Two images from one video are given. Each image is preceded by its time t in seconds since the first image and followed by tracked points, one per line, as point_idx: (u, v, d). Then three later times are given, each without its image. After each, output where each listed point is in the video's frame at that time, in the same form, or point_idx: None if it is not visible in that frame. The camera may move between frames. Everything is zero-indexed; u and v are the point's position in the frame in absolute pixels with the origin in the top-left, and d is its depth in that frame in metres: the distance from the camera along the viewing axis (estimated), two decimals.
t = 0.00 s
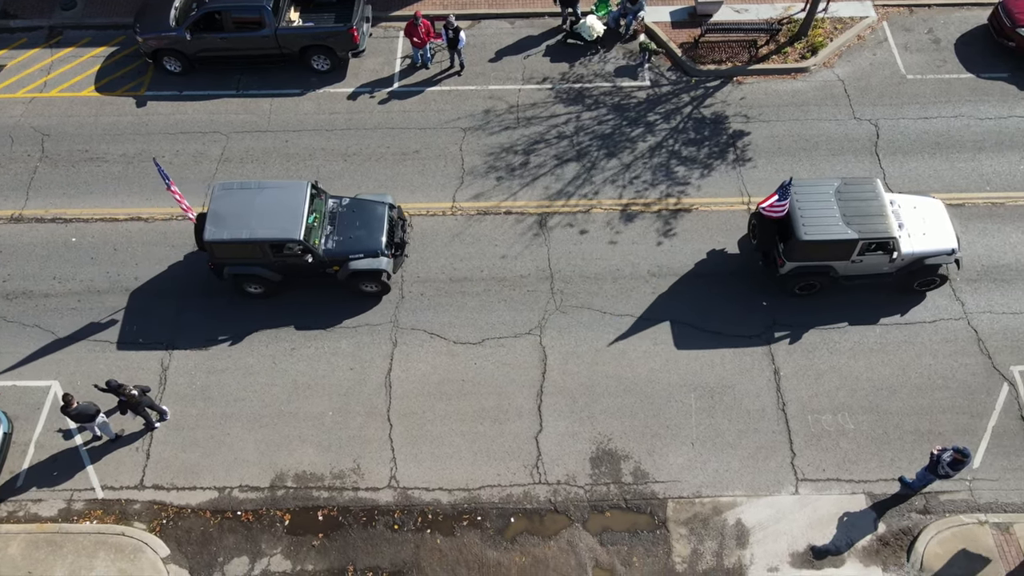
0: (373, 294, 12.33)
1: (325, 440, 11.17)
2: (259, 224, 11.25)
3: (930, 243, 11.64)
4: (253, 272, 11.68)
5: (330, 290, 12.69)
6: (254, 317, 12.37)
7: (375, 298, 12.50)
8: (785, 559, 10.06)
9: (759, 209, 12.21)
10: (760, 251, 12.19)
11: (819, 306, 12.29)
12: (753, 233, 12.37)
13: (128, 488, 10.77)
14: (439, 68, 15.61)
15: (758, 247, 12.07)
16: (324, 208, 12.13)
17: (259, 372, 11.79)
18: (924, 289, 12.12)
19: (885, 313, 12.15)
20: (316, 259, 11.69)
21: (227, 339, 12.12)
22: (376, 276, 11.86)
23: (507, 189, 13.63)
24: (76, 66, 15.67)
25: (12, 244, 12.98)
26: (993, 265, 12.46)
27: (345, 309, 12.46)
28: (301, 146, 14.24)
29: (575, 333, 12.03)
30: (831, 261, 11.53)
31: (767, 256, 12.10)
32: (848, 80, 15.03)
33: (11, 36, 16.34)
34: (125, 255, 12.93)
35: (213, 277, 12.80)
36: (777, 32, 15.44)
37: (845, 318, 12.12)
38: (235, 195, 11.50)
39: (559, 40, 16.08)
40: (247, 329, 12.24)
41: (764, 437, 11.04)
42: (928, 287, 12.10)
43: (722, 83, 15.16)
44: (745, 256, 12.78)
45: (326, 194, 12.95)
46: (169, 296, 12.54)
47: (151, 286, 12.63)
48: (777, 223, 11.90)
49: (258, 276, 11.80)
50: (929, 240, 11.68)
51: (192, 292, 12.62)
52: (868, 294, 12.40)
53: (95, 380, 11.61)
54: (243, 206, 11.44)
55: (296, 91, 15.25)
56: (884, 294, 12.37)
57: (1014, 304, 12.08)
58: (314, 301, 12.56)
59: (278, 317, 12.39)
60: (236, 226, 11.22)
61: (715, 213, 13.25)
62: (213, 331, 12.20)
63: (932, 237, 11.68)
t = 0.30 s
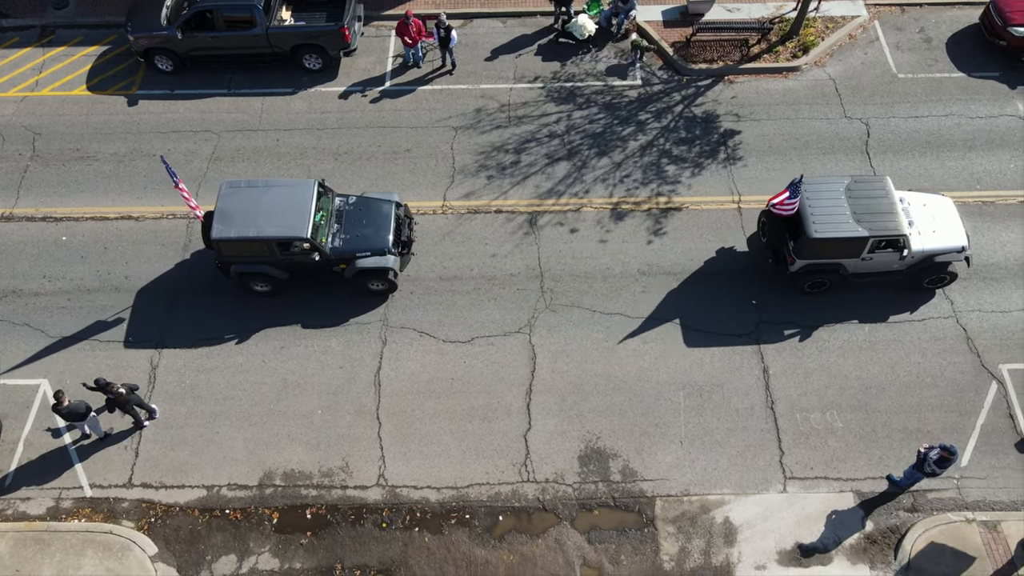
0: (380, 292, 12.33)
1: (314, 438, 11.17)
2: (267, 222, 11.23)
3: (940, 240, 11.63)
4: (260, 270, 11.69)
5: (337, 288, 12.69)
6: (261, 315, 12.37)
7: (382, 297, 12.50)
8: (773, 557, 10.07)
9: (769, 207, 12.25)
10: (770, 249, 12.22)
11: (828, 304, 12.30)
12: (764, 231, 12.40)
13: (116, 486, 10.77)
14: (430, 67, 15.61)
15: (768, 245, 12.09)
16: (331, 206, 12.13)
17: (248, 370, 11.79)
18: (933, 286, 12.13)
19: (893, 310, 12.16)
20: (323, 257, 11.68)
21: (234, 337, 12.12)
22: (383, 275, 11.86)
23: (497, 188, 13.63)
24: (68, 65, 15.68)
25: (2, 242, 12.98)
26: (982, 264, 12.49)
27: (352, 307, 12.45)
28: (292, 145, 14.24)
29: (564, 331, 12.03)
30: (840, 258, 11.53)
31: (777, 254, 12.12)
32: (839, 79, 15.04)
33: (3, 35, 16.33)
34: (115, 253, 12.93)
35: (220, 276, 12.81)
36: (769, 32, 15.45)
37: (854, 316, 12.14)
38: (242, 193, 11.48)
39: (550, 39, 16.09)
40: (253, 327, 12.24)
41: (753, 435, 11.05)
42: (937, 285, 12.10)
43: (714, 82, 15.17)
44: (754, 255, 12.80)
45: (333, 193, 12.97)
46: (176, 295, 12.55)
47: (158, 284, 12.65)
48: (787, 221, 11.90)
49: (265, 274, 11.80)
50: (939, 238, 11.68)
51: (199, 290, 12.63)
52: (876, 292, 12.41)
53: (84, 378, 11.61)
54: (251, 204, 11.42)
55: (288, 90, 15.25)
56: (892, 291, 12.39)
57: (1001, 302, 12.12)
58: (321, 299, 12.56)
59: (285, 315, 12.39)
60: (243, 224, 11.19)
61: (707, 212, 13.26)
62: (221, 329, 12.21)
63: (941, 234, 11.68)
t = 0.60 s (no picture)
0: (386, 291, 12.33)
1: (302, 437, 11.17)
2: (274, 221, 11.23)
3: (950, 238, 11.63)
4: (267, 269, 11.70)
5: (344, 287, 12.68)
6: (268, 314, 12.38)
7: (388, 296, 12.49)
8: (760, 555, 10.07)
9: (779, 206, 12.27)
10: (779, 247, 12.24)
11: (836, 301, 12.32)
12: (773, 230, 12.40)
13: (104, 485, 10.76)
14: (422, 67, 15.61)
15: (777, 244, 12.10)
16: (338, 205, 12.13)
17: (237, 369, 11.79)
18: (943, 284, 12.12)
19: (902, 308, 12.16)
20: (330, 256, 11.68)
21: (240, 335, 12.13)
22: (390, 273, 11.86)
23: (488, 187, 13.63)
24: (59, 64, 15.67)
25: None
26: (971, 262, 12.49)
27: (359, 306, 12.45)
28: (283, 144, 14.24)
29: (553, 330, 12.03)
30: (849, 257, 11.54)
31: (786, 253, 12.11)
32: (830, 78, 15.05)
33: None
34: (105, 252, 12.93)
35: (227, 273, 12.81)
36: (760, 31, 15.45)
37: (861, 314, 12.14)
38: (249, 192, 11.48)
39: (542, 38, 16.10)
40: (260, 326, 12.24)
41: (741, 434, 11.05)
42: (946, 283, 12.08)
43: (705, 81, 15.18)
44: (763, 252, 12.80)
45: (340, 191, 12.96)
46: (183, 292, 12.56)
47: (164, 281, 12.66)
48: (795, 220, 11.91)
49: (272, 273, 11.80)
50: (949, 236, 11.68)
51: (206, 288, 12.63)
52: (884, 290, 12.40)
53: (73, 377, 11.61)
54: (258, 202, 11.42)
55: (279, 89, 15.25)
56: (902, 289, 12.38)
57: (990, 301, 12.13)
58: (328, 298, 12.55)
59: (292, 313, 12.39)
60: (250, 223, 11.20)
61: (697, 211, 13.26)
62: (229, 326, 12.22)
63: (951, 232, 11.68)
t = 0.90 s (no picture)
0: (392, 290, 12.34)
1: (290, 437, 11.16)
2: (281, 219, 11.22)
3: (959, 236, 11.62)
4: (275, 268, 11.69)
5: (351, 286, 12.67)
6: (275, 313, 12.37)
7: (394, 295, 12.49)
8: (747, 554, 10.07)
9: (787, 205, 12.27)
10: (787, 246, 12.24)
11: (844, 300, 12.31)
12: (781, 228, 12.40)
13: (92, 484, 10.76)
14: (413, 66, 15.62)
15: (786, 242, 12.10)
16: (345, 204, 12.12)
17: (226, 368, 11.78)
18: (951, 282, 12.13)
19: (911, 306, 12.16)
20: (337, 255, 11.68)
21: (247, 335, 12.12)
22: (397, 272, 11.86)
23: (478, 186, 13.63)
24: (50, 63, 15.67)
25: None
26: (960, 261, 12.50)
27: (366, 305, 12.44)
28: (273, 143, 14.24)
29: (542, 329, 12.04)
30: (857, 255, 11.54)
31: (795, 251, 12.10)
32: (821, 77, 15.06)
33: None
34: (95, 251, 12.93)
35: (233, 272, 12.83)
36: (751, 30, 15.46)
37: (869, 313, 12.13)
38: (257, 191, 11.47)
39: (533, 37, 16.10)
40: (267, 325, 12.24)
41: (729, 433, 11.05)
42: (955, 281, 12.10)
43: (696, 80, 15.19)
44: (769, 251, 12.80)
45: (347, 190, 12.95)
46: (190, 291, 12.57)
47: (171, 281, 12.67)
48: (803, 218, 11.91)
49: (279, 272, 11.80)
50: (958, 234, 11.67)
51: (213, 287, 12.64)
52: (891, 289, 12.40)
53: (61, 376, 11.60)
54: (265, 201, 11.41)
55: (270, 88, 15.25)
56: (910, 288, 12.37)
57: (978, 301, 12.14)
58: (335, 297, 12.54)
59: (300, 312, 12.38)
60: (258, 221, 11.19)
61: (687, 210, 13.26)
62: (235, 326, 12.22)
63: (960, 230, 11.67)
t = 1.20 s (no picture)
0: (399, 290, 12.34)
1: (277, 436, 11.15)
2: (288, 218, 11.21)
3: (967, 234, 11.61)
4: (282, 267, 11.67)
5: (358, 285, 12.66)
6: (283, 312, 12.36)
7: (400, 294, 12.47)
8: (732, 553, 10.07)
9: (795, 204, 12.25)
10: (795, 245, 12.23)
11: (851, 299, 12.31)
12: (789, 227, 12.40)
13: (77, 484, 10.75)
14: (402, 65, 15.62)
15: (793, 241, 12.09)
16: (351, 202, 12.10)
17: (213, 367, 11.77)
18: (959, 280, 12.14)
19: (920, 305, 12.16)
20: (344, 253, 11.65)
21: (253, 334, 12.12)
22: (404, 271, 11.83)
23: (466, 185, 13.63)
24: (40, 62, 15.67)
25: None
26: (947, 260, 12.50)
27: (373, 304, 12.42)
28: (262, 142, 14.24)
29: (529, 328, 12.03)
30: (865, 254, 11.53)
31: (803, 250, 12.10)
32: (811, 76, 15.06)
33: None
34: (82, 251, 12.92)
35: (237, 272, 12.82)
36: (741, 29, 15.46)
37: (877, 312, 12.12)
38: (263, 190, 11.47)
39: (523, 37, 16.11)
40: (274, 324, 12.23)
41: (715, 432, 11.05)
42: (963, 279, 12.12)
43: (685, 80, 15.20)
44: (775, 250, 12.80)
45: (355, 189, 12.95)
46: (194, 291, 12.56)
47: (176, 280, 12.67)
48: (811, 217, 11.90)
49: (286, 271, 11.78)
50: (966, 232, 11.66)
51: (217, 286, 12.64)
52: (898, 288, 12.40)
53: (47, 375, 11.59)
54: (272, 200, 11.41)
55: (260, 88, 15.24)
56: (918, 287, 12.38)
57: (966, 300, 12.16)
58: (342, 296, 12.54)
59: (307, 310, 12.37)
60: (264, 221, 11.19)
61: (676, 210, 13.26)
62: (241, 325, 12.22)
63: (968, 228, 11.66)
